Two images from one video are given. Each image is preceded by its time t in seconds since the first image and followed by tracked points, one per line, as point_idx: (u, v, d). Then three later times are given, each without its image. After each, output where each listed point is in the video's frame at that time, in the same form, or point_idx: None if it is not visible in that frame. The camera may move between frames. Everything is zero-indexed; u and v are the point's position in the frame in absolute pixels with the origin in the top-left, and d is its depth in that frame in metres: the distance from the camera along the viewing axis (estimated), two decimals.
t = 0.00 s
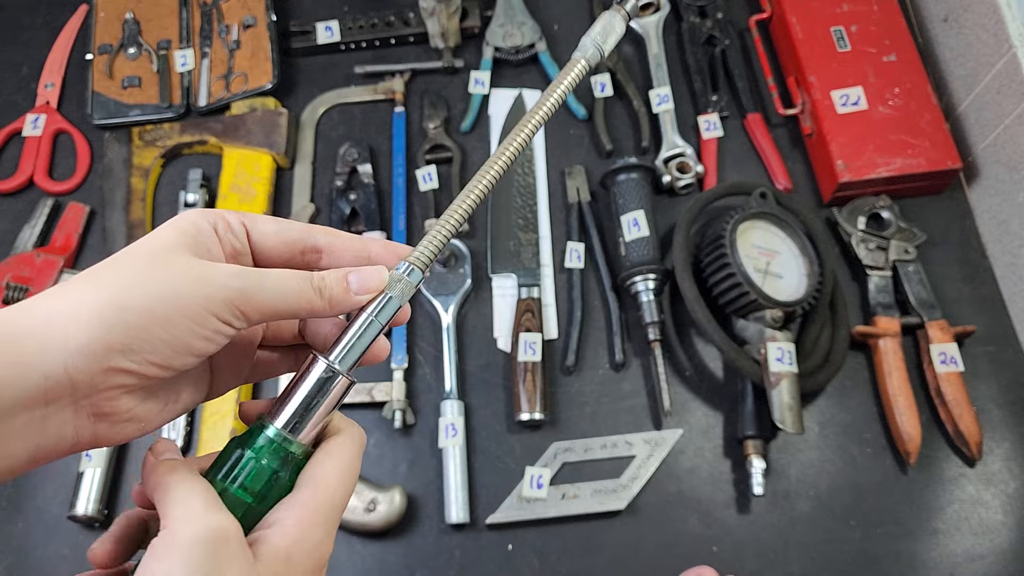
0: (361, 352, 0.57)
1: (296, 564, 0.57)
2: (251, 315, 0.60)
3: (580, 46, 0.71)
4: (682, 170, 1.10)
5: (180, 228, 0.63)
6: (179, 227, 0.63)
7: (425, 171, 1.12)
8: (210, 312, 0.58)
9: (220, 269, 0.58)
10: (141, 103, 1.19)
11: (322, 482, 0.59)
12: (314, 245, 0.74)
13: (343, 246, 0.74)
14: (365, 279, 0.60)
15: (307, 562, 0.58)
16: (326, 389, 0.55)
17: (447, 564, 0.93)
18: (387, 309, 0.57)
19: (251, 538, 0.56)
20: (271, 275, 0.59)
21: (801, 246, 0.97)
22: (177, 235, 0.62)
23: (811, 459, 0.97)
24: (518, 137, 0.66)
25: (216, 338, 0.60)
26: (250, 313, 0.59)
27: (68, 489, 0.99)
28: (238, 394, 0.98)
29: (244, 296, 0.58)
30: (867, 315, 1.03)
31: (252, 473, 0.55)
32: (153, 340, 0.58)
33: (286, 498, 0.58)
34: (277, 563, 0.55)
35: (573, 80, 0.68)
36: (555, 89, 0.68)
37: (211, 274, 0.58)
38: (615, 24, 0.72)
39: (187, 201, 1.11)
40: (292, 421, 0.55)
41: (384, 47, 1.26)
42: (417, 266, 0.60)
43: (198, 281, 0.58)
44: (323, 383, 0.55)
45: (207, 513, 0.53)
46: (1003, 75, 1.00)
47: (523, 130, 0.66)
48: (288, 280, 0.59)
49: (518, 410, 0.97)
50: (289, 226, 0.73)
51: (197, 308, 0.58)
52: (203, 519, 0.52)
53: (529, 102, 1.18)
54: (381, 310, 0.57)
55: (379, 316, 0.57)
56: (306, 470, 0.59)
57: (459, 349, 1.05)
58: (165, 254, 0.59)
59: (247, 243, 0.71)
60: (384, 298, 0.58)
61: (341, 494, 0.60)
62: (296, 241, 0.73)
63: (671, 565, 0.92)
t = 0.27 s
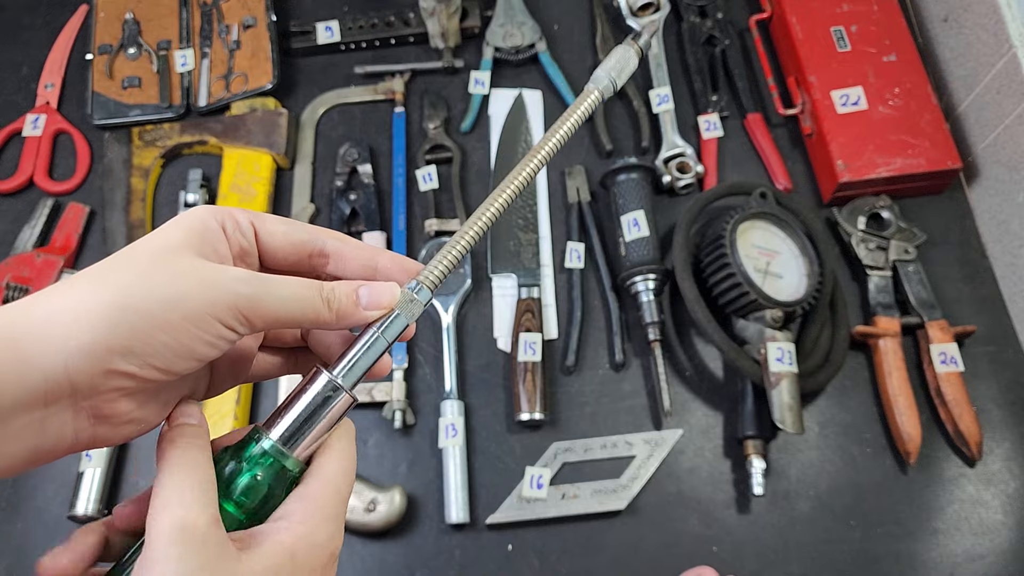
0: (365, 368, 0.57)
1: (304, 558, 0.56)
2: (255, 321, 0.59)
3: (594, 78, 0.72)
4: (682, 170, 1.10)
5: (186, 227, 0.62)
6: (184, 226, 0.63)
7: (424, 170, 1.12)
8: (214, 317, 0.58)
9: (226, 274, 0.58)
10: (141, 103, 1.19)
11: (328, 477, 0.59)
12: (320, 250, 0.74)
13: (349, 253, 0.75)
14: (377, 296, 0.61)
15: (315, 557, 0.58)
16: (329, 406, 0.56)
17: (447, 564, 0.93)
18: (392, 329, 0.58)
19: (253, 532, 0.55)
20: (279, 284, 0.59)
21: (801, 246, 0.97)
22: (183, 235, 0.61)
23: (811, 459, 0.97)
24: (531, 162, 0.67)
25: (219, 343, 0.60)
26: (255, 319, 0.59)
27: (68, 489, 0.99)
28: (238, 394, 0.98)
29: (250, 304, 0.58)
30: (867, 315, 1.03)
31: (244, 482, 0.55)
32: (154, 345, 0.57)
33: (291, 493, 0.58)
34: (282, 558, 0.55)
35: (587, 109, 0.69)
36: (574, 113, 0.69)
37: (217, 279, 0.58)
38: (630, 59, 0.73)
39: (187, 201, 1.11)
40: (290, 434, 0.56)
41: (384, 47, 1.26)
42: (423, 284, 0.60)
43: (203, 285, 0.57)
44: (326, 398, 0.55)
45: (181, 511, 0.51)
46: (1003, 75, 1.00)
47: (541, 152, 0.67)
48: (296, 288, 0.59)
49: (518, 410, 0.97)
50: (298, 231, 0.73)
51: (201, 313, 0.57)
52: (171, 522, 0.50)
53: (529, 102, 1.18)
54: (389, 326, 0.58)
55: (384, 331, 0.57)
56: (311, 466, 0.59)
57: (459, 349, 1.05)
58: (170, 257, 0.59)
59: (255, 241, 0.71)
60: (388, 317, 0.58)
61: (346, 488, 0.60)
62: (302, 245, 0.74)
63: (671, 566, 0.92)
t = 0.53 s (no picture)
0: (365, 363, 0.57)
1: (286, 557, 0.55)
2: (250, 318, 0.59)
3: (613, 47, 0.70)
4: (682, 170, 1.10)
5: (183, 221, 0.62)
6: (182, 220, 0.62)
7: (424, 170, 1.12)
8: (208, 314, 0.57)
9: (220, 270, 0.58)
10: (141, 103, 1.19)
11: (325, 475, 0.58)
12: (322, 245, 0.74)
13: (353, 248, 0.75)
14: (374, 289, 0.61)
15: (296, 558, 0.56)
16: (329, 401, 0.56)
17: (447, 564, 0.93)
18: (394, 319, 0.58)
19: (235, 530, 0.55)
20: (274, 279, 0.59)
21: (801, 246, 0.97)
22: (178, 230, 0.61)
23: (811, 459, 0.97)
24: (528, 156, 0.65)
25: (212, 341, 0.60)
26: (250, 316, 0.59)
27: (68, 489, 0.99)
28: (238, 394, 0.98)
29: (245, 299, 0.58)
30: (867, 315, 1.03)
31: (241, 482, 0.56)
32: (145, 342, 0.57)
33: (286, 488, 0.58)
34: (257, 553, 0.54)
35: (606, 79, 0.68)
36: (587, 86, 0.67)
37: (211, 275, 0.57)
38: (651, 23, 0.71)
39: (187, 201, 1.11)
40: (291, 434, 0.56)
41: (384, 47, 1.26)
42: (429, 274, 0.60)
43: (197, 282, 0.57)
44: (326, 395, 0.55)
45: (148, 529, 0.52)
46: (1003, 75, 1.00)
47: (541, 142, 0.65)
48: (294, 284, 0.59)
49: (518, 410, 0.97)
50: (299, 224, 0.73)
51: (194, 310, 0.57)
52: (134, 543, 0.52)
53: (529, 102, 1.18)
54: (389, 320, 0.57)
55: (383, 324, 0.57)
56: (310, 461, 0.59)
57: (459, 349, 1.05)
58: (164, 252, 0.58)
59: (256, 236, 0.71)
60: (391, 307, 0.58)
61: (344, 490, 0.59)
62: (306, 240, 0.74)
63: (672, 565, 0.92)
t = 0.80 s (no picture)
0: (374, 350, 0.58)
1: (286, 560, 0.55)
2: (252, 302, 0.59)
3: (619, 56, 0.72)
4: (682, 170, 1.10)
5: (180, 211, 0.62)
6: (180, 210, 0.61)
7: (424, 170, 1.12)
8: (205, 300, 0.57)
9: (217, 255, 0.57)
10: (141, 103, 1.19)
11: (326, 473, 0.58)
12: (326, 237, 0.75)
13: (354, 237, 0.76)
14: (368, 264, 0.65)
15: (300, 559, 0.56)
16: (339, 384, 0.56)
17: (447, 564, 0.93)
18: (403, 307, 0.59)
19: (249, 532, 0.55)
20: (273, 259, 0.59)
21: (801, 245, 0.97)
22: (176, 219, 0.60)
23: (811, 459, 0.97)
24: (527, 165, 0.67)
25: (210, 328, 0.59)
26: (251, 300, 0.59)
27: (68, 489, 0.99)
28: (238, 394, 0.98)
29: (245, 281, 0.58)
30: (867, 315, 1.03)
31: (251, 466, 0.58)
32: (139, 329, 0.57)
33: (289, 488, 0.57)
34: (263, 558, 0.54)
35: (609, 89, 0.70)
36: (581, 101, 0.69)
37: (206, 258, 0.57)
38: (658, 33, 0.75)
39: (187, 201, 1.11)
40: (303, 418, 0.57)
41: (384, 47, 1.26)
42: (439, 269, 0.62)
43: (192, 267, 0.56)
44: (336, 379, 0.56)
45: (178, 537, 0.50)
46: (1003, 75, 1.00)
47: (537, 156, 0.66)
48: (294, 265, 0.60)
49: (518, 410, 0.97)
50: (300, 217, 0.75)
51: (192, 297, 0.56)
52: (157, 546, 0.50)
53: (529, 102, 1.18)
54: (398, 310, 0.59)
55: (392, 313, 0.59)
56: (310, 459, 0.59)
57: (459, 349, 1.05)
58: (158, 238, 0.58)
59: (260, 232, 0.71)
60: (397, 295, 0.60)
61: (346, 487, 0.59)
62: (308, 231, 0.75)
63: (672, 566, 0.92)
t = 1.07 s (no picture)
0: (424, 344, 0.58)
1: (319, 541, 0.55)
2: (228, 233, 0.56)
3: (684, 85, 0.68)
4: (682, 170, 1.10)
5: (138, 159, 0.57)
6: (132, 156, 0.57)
7: (424, 170, 1.13)
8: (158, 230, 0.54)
9: (184, 193, 0.54)
10: (141, 103, 1.19)
11: (365, 462, 0.58)
12: (242, 126, 0.65)
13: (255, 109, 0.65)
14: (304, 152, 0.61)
15: (330, 542, 0.55)
16: (390, 373, 0.56)
17: (447, 564, 0.93)
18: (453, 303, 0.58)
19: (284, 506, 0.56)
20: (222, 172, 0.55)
21: (801, 246, 0.97)
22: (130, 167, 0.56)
23: (811, 459, 0.97)
24: (568, 196, 0.62)
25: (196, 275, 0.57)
26: (227, 231, 0.56)
27: (68, 489, 0.99)
28: (238, 394, 0.98)
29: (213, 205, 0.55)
30: (867, 316, 1.03)
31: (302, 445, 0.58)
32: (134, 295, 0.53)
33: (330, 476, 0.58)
34: (289, 535, 0.54)
35: (671, 116, 0.65)
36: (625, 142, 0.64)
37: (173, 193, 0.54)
38: (721, 69, 0.70)
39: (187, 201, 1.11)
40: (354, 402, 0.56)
41: (384, 47, 1.26)
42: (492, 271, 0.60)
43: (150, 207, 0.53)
44: (386, 368, 0.56)
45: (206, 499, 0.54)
46: (1003, 75, 1.00)
47: (575, 189, 0.62)
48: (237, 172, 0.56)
49: (518, 410, 0.97)
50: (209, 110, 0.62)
51: (179, 245, 0.54)
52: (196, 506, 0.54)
53: (529, 102, 1.19)
54: (449, 305, 0.58)
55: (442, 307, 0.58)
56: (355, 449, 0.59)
57: (459, 349, 1.05)
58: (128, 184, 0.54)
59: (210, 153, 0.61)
60: (449, 292, 0.59)
61: (386, 479, 0.58)
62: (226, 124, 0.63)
63: (671, 566, 0.92)
